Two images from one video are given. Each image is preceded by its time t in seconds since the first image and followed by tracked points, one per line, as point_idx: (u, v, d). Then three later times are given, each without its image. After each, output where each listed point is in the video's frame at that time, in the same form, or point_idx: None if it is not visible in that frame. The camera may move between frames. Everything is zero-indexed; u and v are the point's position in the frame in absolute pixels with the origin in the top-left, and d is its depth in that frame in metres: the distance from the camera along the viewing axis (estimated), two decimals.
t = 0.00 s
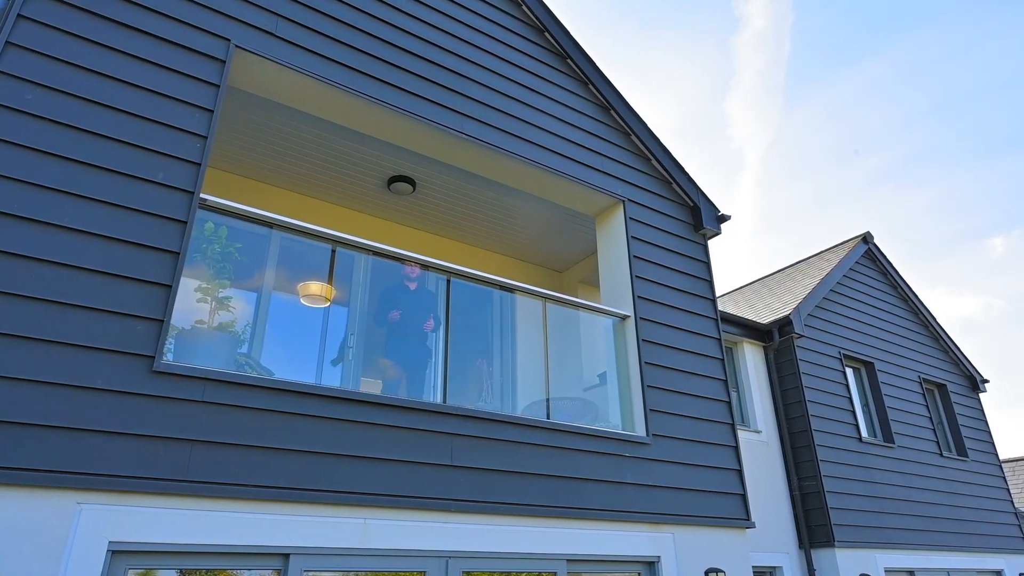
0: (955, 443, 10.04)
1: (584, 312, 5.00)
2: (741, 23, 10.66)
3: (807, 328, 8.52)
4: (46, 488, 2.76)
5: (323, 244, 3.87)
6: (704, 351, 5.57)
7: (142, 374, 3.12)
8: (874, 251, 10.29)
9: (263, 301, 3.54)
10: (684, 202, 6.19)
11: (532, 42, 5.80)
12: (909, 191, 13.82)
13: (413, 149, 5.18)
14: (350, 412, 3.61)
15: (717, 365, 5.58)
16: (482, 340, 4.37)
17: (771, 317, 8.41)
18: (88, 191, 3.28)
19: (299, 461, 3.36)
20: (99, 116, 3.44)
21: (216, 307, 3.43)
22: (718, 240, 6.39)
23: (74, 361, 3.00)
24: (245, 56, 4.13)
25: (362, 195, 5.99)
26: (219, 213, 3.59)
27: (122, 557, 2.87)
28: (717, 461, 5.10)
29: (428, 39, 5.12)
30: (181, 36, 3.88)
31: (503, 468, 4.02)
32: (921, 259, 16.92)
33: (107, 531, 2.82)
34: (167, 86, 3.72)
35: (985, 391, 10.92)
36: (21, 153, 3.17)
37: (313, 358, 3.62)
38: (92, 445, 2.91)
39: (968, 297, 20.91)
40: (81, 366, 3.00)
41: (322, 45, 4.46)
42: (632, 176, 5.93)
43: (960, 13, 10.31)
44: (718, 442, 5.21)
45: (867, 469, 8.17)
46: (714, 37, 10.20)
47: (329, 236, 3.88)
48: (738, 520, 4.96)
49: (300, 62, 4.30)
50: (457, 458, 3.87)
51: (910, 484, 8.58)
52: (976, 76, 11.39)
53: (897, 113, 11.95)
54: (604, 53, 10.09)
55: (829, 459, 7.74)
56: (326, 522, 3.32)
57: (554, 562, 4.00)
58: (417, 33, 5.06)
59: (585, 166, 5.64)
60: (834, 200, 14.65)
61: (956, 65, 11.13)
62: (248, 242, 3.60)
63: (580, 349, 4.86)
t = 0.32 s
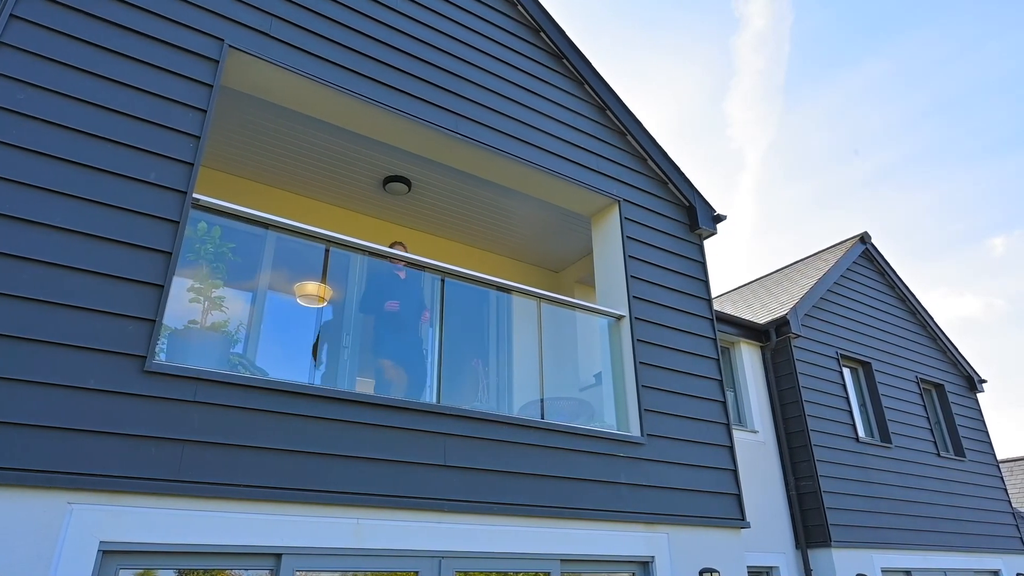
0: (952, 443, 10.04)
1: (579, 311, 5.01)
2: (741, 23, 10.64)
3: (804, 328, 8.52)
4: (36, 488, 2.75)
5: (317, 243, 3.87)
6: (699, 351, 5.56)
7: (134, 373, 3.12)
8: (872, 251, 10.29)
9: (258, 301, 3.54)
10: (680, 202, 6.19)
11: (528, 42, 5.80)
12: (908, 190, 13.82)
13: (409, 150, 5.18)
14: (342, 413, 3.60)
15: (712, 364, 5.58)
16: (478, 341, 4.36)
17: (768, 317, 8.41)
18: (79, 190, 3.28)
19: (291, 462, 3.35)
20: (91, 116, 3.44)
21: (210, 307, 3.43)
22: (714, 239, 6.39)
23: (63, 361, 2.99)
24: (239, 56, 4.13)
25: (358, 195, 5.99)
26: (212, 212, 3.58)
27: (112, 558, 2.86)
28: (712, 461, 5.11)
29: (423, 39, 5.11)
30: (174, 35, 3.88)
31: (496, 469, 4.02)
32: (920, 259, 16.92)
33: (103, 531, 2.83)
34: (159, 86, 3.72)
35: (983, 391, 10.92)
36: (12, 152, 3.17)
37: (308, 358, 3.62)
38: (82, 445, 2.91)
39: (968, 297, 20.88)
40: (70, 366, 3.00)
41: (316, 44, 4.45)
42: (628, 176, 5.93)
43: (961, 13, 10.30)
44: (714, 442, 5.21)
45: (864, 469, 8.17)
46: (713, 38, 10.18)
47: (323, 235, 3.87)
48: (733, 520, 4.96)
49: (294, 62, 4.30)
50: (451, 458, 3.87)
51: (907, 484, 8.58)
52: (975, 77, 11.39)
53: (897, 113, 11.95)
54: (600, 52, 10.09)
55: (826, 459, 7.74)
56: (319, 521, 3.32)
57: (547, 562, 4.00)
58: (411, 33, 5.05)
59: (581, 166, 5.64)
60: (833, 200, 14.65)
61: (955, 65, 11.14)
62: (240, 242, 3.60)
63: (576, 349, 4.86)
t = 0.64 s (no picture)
0: (949, 443, 10.04)
1: (574, 312, 5.00)
2: (741, 24, 10.65)
3: (800, 329, 8.52)
4: (25, 488, 2.75)
5: (310, 243, 3.86)
6: (694, 351, 5.56)
7: (124, 373, 3.12)
8: (869, 251, 10.30)
9: (251, 301, 3.55)
10: (675, 202, 6.19)
11: (522, 41, 5.79)
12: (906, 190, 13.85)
13: (403, 150, 5.18)
14: (335, 413, 3.60)
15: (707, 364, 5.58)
16: (473, 342, 4.36)
17: (764, 317, 8.41)
18: (70, 190, 3.28)
19: (282, 462, 3.35)
20: (82, 116, 3.44)
21: (202, 307, 3.43)
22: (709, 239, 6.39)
23: (53, 360, 2.99)
24: (232, 57, 4.13)
25: (353, 195, 5.99)
26: (204, 212, 3.58)
27: (101, 558, 2.86)
28: (706, 461, 5.10)
29: (416, 39, 5.11)
30: (166, 35, 3.88)
31: (489, 469, 4.02)
32: (918, 260, 16.94)
33: (95, 531, 2.83)
34: (151, 85, 3.72)
35: (980, 391, 10.93)
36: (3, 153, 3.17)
37: (301, 358, 3.62)
38: (72, 446, 2.91)
39: (968, 297, 20.89)
40: (59, 365, 3.00)
41: (308, 44, 4.45)
42: (623, 176, 5.93)
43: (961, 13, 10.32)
44: (708, 442, 5.21)
45: (861, 469, 8.17)
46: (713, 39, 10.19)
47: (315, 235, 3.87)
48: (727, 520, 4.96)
49: (287, 62, 4.30)
50: (443, 458, 3.87)
51: (904, 484, 8.59)
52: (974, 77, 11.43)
53: (896, 114, 11.96)
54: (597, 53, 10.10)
55: (822, 459, 7.74)
56: (310, 521, 3.32)
57: (540, 562, 4.00)
58: (404, 33, 5.05)
59: (576, 167, 5.65)
60: (831, 201, 14.67)
61: (952, 66, 11.19)
62: (233, 243, 3.59)
63: (570, 349, 4.86)
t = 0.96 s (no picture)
0: (947, 443, 10.04)
1: (569, 311, 4.99)
2: (741, 24, 10.66)
3: (798, 328, 8.52)
4: (16, 486, 2.75)
5: (302, 242, 3.86)
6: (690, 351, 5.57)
7: (117, 372, 3.12)
8: (867, 251, 10.29)
9: (244, 300, 3.55)
10: (670, 201, 6.19)
11: (517, 41, 5.79)
12: (905, 190, 13.87)
13: (399, 149, 5.18)
14: (327, 413, 3.59)
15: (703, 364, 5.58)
16: (469, 341, 4.36)
17: (762, 317, 8.41)
18: (63, 188, 3.28)
19: (274, 460, 3.35)
20: (74, 115, 3.44)
21: (195, 306, 3.42)
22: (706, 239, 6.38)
23: (46, 359, 3.00)
24: (225, 56, 4.12)
25: (350, 195, 5.99)
26: (197, 211, 3.58)
27: (91, 557, 2.86)
28: (701, 461, 5.10)
29: (410, 38, 5.11)
30: (160, 34, 3.88)
31: (483, 468, 4.01)
32: (918, 260, 16.95)
33: (85, 530, 2.83)
34: (144, 85, 3.72)
35: (978, 391, 10.92)
36: None
37: (296, 357, 3.63)
38: (63, 445, 2.91)
39: (969, 297, 20.88)
40: (51, 365, 3.00)
41: (302, 43, 4.44)
42: (618, 175, 5.92)
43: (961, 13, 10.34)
44: (703, 442, 5.20)
45: (859, 469, 8.17)
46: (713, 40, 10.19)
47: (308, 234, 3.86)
48: (722, 520, 4.95)
49: (281, 62, 4.30)
50: (436, 458, 3.87)
51: (902, 484, 8.58)
52: (973, 77, 11.45)
53: (895, 114, 11.97)
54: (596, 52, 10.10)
55: (819, 459, 7.73)
56: (302, 520, 3.32)
57: (533, 561, 4.00)
58: (399, 33, 5.04)
59: (572, 166, 5.65)
60: (831, 201, 14.69)
61: (951, 67, 11.21)
62: (226, 241, 3.59)
63: (565, 348, 4.85)
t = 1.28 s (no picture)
0: (945, 442, 10.02)
1: (565, 310, 4.97)
2: (741, 24, 10.65)
3: (796, 327, 8.50)
4: (6, 485, 2.74)
5: (296, 240, 3.84)
6: (687, 350, 5.55)
7: (108, 371, 3.11)
8: (866, 250, 10.26)
9: (238, 299, 3.53)
10: (667, 199, 6.18)
11: (514, 39, 5.77)
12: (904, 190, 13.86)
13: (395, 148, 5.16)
14: (320, 412, 3.58)
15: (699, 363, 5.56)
16: (466, 341, 4.34)
17: (760, 316, 8.39)
18: (54, 186, 3.27)
19: (266, 460, 3.34)
20: (66, 112, 3.43)
21: (189, 305, 3.40)
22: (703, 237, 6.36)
23: (37, 357, 2.99)
24: (219, 54, 4.10)
25: (346, 193, 5.98)
26: (190, 209, 3.56)
27: (80, 557, 2.85)
28: (698, 460, 5.08)
29: (406, 35, 5.08)
30: (153, 32, 3.86)
31: (478, 468, 4.00)
32: (917, 260, 16.94)
33: (75, 529, 2.82)
34: (138, 82, 3.70)
35: (977, 391, 10.91)
36: None
37: (290, 356, 3.61)
38: (54, 443, 2.90)
39: (970, 296, 20.85)
40: (43, 363, 2.99)
41: (297, 41, 4.42)
42: (614, 174, 5.90)
43: (961, 13, 10.34)
44: (700, 441, 5.19)
45: (857, 469, 8.15)
46: (713, 39, 10.18)
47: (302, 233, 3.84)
48: (719, 519, 4.94)
49: (276, 60, 4.28)
50: (430, 457, 3.85)
51: (901, 484, 8.57)
52: (973, 77, 11.45)
53: (895, 115, 11.97)
54: (595, 52, 10.09)
55: (817, 458, 7.72)
56: (295, 519, 3.31)
57: (528, 560, 3.99)
58: (395, 30, 5.02)
59: (568, 165, 5.63)
60: (830, 201, 14.69)
61: (950, 67, 11.21)
62: (219, 239, 3.57)
63: (562, 347, 4.83)
